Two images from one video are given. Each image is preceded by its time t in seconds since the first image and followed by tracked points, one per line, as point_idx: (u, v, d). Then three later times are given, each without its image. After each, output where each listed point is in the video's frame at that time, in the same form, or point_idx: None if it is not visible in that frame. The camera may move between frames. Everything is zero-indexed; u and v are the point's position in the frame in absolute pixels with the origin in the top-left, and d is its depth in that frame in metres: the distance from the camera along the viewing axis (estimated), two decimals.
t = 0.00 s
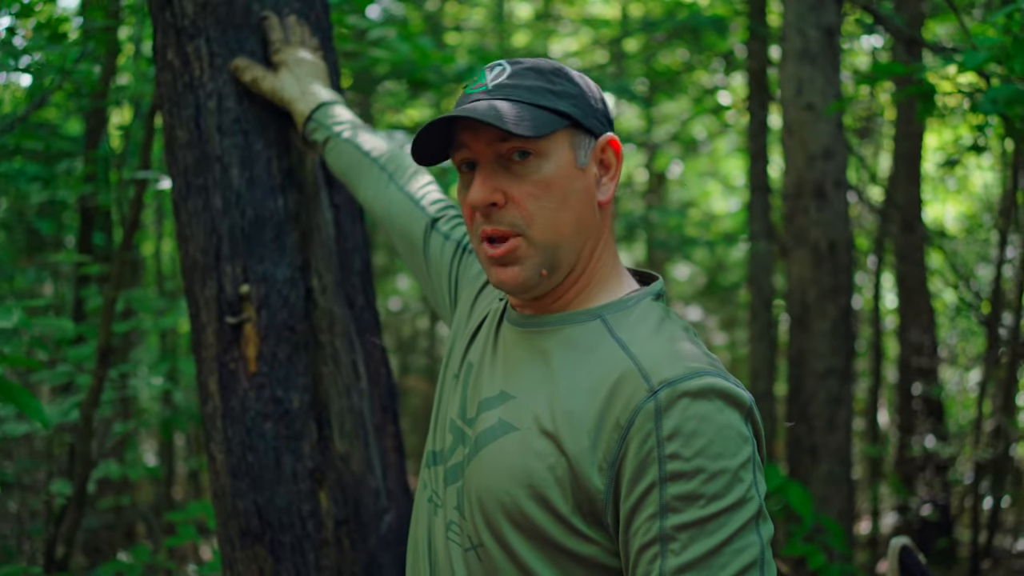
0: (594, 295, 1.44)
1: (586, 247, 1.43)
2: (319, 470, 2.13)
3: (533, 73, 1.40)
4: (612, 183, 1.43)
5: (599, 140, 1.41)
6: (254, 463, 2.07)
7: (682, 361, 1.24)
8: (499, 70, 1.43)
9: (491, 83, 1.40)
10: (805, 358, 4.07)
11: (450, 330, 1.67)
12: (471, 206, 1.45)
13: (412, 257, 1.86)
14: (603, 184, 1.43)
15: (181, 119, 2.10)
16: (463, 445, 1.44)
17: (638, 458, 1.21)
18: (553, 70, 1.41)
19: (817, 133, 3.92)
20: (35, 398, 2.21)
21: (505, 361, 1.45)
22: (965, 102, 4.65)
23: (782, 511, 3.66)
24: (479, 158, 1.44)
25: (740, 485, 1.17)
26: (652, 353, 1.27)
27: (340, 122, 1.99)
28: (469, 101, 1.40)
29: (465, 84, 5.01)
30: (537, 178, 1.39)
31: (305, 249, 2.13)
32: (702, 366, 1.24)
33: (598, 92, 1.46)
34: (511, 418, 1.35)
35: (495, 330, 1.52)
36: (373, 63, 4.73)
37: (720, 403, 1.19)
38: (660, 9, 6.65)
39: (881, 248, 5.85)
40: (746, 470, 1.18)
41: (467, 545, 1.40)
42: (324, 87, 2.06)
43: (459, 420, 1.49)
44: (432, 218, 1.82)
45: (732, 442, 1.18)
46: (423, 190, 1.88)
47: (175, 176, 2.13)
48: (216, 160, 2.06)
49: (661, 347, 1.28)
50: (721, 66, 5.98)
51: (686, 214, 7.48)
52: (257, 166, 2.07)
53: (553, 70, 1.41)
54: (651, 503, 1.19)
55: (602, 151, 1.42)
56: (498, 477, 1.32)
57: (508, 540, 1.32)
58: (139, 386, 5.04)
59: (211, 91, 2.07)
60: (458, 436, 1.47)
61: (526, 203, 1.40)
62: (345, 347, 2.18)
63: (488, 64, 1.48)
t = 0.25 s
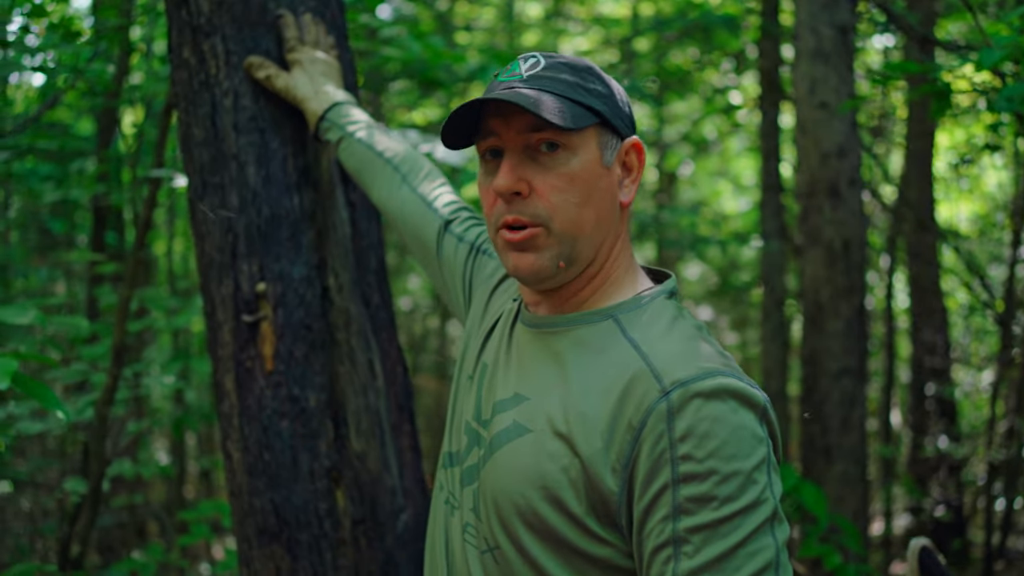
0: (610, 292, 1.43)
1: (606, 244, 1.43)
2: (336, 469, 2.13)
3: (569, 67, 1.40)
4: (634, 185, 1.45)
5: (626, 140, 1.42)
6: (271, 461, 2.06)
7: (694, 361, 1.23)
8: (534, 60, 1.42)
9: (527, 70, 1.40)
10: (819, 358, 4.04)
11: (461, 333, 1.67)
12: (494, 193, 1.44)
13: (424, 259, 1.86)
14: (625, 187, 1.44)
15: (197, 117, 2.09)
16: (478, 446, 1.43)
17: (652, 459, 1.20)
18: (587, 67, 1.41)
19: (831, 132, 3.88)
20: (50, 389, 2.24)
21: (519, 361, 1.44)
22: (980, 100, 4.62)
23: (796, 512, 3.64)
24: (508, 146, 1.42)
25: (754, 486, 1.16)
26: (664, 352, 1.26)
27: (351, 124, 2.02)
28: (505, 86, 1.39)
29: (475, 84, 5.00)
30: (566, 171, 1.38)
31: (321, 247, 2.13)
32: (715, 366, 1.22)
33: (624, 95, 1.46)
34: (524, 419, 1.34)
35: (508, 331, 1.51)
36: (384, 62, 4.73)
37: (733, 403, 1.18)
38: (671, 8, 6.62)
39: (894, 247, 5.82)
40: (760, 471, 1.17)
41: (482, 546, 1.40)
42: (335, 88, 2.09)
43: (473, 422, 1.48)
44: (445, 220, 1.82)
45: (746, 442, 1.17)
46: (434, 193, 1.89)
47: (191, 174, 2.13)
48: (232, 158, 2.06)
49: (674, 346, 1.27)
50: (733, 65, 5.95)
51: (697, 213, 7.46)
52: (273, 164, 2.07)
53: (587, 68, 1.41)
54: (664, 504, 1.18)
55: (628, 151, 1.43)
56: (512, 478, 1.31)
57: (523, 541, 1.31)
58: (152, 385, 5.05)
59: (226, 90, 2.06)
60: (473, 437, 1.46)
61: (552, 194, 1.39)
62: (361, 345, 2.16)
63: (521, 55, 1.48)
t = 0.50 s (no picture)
0: (643, 291, 1.41)
1: (639, 242, 1.41)
2: (359, 467, 2.12)
3: (613, 60, 1.39)
4: (672, 182, 1.42)
5: (666, 136, 1.40)
6: (294, 459, 2.07)
7: (725, 367, 1.21)
8: (577, 51, 1.41)
9: (566, 61, 1.40)
10: (841, 358, 4.00)
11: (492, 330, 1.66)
12: (528, 182, 1.44)
13: (455, 252, 1.85)
14: (663, 183, 1.42)
15: (220, 114, 2.10)
16: (505, 447, 1.42)
17: (680, 467, 1.18)
18: (630, 61, 1.40)
19: (853, 130, 3.84)
20: (75, 383, 2.30)
21: (547, 362, 1.42)
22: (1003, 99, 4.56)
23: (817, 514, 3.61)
24: (544, 135, 1.42)
25: (784, 498, 1.14)
26: (695, 357, 1.24)
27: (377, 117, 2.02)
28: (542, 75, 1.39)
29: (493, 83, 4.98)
30: (602, 164, 1.37)
31: (344, 245, 2.13)
32: (747, 372, 1.20)
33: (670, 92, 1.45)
34: (552, 421, 1.33)
35: (537, 329, 1.50)
36: (402, 61, 4.72)
37: (764, 412, 1.16)
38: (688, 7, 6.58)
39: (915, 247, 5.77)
40: (791, 481, 1.15)
41: (506, 549, 1.39)
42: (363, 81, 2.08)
43: (501, 421, 1.47)
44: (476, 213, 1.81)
45: (776, 453, 1.15)
46: (461, 185, 1.88)
47: (214, 172, 2.13)
48: (255, 156, 2.06)
49: (705, 351, 1.25)
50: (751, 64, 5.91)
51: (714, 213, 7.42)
52: (296, 162, 2.07)
53: (629, 61, 1.40)
54: (691, 514, 1.16)
55: (669, 147, 1.40)
56: (538, 482, 1.30)
57: (548, 548, 1.30)
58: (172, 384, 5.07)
59: (250, 87, 2.07)
60: (500, 437, 1.45)
61: (585, 186, 1.38)
62: (384, 343, 2.17)
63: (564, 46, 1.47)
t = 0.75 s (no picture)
0: (660, 291, 1.41)
1: (655, 243, 1.40)
2: (374, 468, 2.12)
3: (633, 58, 1.38)
4: (690, 183, 1.41)
5: (685, 135, 1.39)
6: (309, 461, 2.07)
7: (743, 373, 1.20)
8: (599, 47, 1.41)
9: (587, 58, 1.40)
10: (855, 359, 3.98)
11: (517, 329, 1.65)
12: (540, 178, 1.45)
13: (479, 251, 1.85)
14: (681, 183, 1.40)
15: (236, 115, 2.10)
16: (524, 448, 1.42)
17: (695, 473, 1.16)
18: (653, 59, 1.39)
19: (867, 129, 3.82)
20: (89, 385, 2.27)
21: (568, 365, 1.42)
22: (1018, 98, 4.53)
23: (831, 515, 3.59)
24: (558, 132, 1.43)
25: (800, 507, 1.12)
26: (713, 361, 1.23)
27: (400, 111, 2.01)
28: (558, 72, 1.40)
29: (504, 83, 4.97)
30: (616, 162, 1.37)
31: (359, 246, 2.13)
32: (765, 379, 1.19)
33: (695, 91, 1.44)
34: (570, 424, 1.32)
35: (559, 330, 1.50)
36: (415, 62, 4.72)
37: (782, 419, 1.15)
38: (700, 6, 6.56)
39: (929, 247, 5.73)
40: (809, 490, 1.13)
41: (520, 550, 1.38)
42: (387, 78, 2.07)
43: (521, 423, 1.47)
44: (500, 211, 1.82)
45: (793, 460, 1.13)
46: (486, 183, 1.88)
47: (229, 173, 2.13)
48: (271, 156, 2.07)
49: (723, 355, 1.23)
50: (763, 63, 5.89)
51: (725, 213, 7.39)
52: (312, 163, 2.08)
53: (652, 59, 1.39)
54: (705, 521, 1.15)
55: (689, 145, 1.39)
56: (553, 485, 1.30)
57: (561, 551, 1.29)
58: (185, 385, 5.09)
59: (266, 88, 2.08)
60: (519, 438, 1.45)
61: (597, 184, 1.38)
62: (398, 344, 2.17)
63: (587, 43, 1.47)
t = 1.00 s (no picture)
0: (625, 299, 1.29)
1: (607, 247, 1.29)
2: (383, 467, 2.13)
3: (605, 52, 1.26)
4: (622, 181, 1.23)
5: (619, 130, 1.22)
6: (319, 459, 2.08)
7: (730, 378, 1.10)
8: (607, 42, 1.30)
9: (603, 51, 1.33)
10: (862, 358, 3.96)
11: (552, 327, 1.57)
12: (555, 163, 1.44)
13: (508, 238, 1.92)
14: (614, 180, 1.24)
15: (245, 114, 2.10)
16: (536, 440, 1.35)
17: (677, 481, 1.08)
18: (630, 53, 1.22)
19: (875, 129, 3.79)
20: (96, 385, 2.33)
21: (578, 360, 1.33)
22: None
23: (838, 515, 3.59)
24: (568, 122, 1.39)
25: (783, 520, 1.04)
26: (702, 364, 1.13)
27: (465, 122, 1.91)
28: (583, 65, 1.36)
29: (511, 83, 4.97)
30: (557, 156, 1.32)
31: (368, 244, 2.14)
32: (754, 385, 1.09)
33: (693, 79, 1.19)
34: (571, 422, 1.24)
35: (581, 330, 1.40)
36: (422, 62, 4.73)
37: (766, 427, 1.06)
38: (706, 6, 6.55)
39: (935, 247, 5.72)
40: (794, 501, 1.05)
41: (525, 548, 1.31)
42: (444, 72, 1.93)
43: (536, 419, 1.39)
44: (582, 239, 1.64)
45: (774, 471, 1.05)
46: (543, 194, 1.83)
47: (238, 171, 2.13)
48: (280, 155, 2.07)
49: (713, 358, 1.13)
50: (769, 63, 5.88)
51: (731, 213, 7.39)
52: (321, 161, 2.09)
53: (627, 51, 1.23)
54: (687, 530, 1.07)
55: (618, 142, 1.23)
56: (546, 483, 1.23)
57: (555, 552, 1.22)
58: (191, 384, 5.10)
59: (275, 87, 2.08)
60: (533, 430, 1.38)
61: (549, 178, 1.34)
62: (407, 342, 2.20)
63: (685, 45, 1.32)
